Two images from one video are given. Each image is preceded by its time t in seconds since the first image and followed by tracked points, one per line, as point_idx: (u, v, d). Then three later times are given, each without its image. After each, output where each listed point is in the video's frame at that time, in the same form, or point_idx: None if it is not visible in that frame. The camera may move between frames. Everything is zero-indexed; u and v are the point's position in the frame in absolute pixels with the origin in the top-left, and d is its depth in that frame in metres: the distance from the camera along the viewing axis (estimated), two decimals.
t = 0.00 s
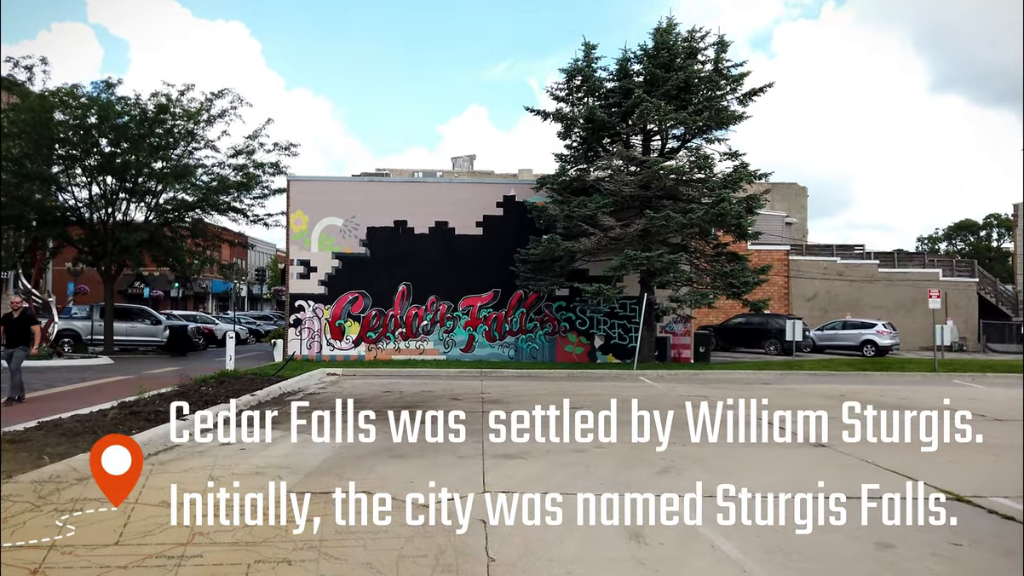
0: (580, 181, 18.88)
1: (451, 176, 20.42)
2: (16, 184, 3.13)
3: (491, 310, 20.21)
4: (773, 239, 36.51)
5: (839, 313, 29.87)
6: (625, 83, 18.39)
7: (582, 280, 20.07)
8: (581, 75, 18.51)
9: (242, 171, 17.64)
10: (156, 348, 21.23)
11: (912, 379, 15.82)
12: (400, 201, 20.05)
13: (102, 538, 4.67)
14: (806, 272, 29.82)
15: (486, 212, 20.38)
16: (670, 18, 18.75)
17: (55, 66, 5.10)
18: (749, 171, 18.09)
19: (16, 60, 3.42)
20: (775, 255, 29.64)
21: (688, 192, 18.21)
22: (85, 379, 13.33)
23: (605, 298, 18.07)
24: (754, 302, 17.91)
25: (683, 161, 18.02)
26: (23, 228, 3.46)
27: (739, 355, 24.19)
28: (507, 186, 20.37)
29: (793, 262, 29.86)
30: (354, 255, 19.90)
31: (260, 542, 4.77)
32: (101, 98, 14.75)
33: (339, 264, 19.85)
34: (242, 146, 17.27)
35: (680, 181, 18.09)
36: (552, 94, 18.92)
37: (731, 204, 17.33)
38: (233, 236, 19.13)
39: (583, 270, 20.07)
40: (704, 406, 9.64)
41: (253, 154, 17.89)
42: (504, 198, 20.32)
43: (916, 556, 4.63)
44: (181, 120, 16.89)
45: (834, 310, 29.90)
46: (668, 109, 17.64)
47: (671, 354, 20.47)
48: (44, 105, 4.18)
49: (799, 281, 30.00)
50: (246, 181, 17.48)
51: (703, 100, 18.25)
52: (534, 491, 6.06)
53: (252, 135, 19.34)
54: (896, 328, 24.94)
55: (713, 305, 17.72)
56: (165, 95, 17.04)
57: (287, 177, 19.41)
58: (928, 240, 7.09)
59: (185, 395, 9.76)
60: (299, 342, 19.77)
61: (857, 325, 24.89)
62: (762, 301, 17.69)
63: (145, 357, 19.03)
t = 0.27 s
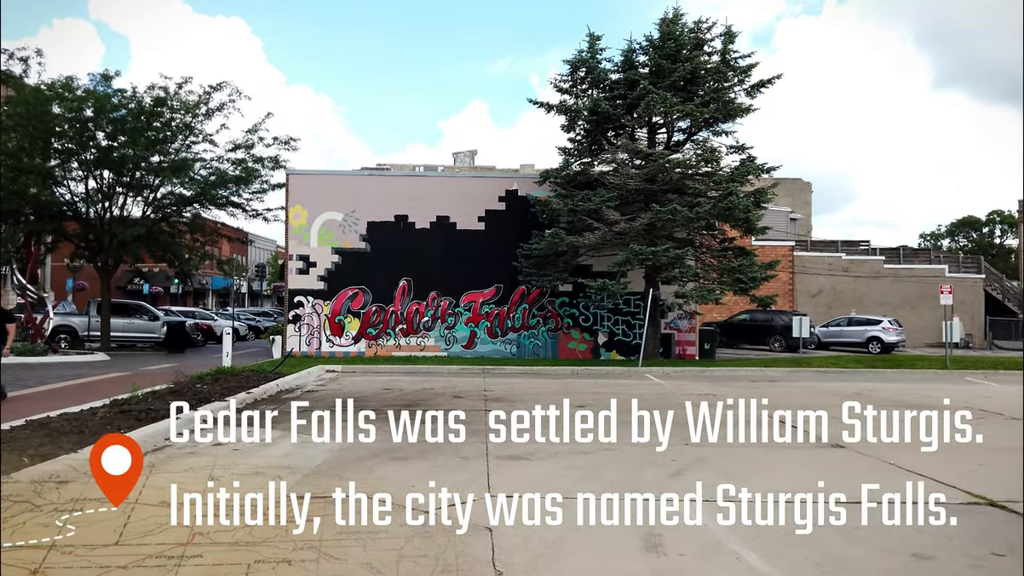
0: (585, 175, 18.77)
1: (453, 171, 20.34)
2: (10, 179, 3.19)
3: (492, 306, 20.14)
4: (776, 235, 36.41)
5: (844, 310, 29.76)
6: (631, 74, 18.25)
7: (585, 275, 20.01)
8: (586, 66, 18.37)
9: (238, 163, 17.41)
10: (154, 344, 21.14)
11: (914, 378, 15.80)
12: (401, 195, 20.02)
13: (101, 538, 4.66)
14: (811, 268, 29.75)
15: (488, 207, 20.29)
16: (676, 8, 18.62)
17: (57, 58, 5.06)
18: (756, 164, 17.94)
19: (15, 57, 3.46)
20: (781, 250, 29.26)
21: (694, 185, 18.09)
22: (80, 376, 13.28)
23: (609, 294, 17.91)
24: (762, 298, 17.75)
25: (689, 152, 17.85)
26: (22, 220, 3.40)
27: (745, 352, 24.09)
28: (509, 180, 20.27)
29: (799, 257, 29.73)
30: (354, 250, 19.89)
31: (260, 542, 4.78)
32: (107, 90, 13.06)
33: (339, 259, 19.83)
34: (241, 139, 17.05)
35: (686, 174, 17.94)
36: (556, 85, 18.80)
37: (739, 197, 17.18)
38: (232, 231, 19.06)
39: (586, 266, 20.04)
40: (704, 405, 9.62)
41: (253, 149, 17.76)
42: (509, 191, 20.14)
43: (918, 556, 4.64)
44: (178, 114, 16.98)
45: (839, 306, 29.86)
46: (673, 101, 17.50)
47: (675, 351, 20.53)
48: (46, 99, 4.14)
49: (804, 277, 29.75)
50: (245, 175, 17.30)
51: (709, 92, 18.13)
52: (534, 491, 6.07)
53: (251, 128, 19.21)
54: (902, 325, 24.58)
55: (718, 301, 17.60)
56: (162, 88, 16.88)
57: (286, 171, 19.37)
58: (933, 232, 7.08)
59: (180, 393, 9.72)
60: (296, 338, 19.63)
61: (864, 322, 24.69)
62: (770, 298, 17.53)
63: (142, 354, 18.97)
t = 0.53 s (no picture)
0: (590, 170, 18.70)
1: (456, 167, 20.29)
2: None
3: (496, 303, 20.13)
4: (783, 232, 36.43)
5: (851, 307, 29.73)
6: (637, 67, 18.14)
7: (590, 272, 19.90)
8: (591, 59, 18.29)
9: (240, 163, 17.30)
10: (153, 342, 21.18)
11: (916, 377, 15.76)
12: (403, 192, 19.98)
13: (101, 538, 4.67)
14: (818, 265, 30.14)
15: (491, 203, 20.24)
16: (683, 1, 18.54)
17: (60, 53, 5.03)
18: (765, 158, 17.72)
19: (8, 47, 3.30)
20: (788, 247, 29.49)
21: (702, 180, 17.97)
22: (78, 375, 13.28)
23: (616, 290, 17.77)
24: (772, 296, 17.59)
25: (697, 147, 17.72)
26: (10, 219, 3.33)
27: (751, 350, 24.03)
28: (511, 176, 20.21)
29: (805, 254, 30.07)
30: (355, 247, 19.83)
31: (260, 542, 4.78)
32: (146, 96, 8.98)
33: (340, 256, 19.77)
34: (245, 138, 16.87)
35: (694, 169, 17.80)
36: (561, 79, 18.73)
37: (748, 192, 17.03)
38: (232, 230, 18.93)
39: (592, 263, 19.98)
40: (704, 405, 9.60)
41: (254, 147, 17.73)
42: (510, 186, 20.16)
43: (917, 556, 4.64)
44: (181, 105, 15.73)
45: (845, 303, 29.82)
46: (680, 94, 17.33)
47: (681, 349, 20.44)
48: (47, 95, 4.10)
49: (812, 274, 30.10)
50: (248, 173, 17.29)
51: (716, 85, 18.02)
52: (535, 491, 6.07)
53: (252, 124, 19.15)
54: (909, 322, 24.42)
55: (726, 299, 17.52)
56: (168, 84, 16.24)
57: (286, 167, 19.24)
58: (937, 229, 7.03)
59: (175, 394, 9.69)
60: (297, 336, 19.57)
61: (871, 319, 24.72)
62: (778, 295, 17.40)
63: (141, 352, 18.94)
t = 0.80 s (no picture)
0: (597, 164, 17.93)
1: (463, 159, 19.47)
2: None
3: (502, 299, 19.28)
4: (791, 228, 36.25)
5: (860, 304, 29.53)
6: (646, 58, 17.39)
7: (597, 267, 19.35)
8: (599, 49, 17.52)
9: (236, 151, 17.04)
10: (154, 339, 21.09)
11: (920, 376, 15.70)
12: (407, 185, 19.10)
13: (101, 538, 4.67)
14: (827, 260, 29.69)
15: (496, 197, 19.37)
16: None
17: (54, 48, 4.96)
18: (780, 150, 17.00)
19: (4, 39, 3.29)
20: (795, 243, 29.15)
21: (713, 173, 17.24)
22: (76, 373, 13.26)
23: (626, 288, 17.02)
24: (787, 291, 16.98)
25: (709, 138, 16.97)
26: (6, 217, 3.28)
27: (760, 347, 23.90)
28: (520, 168, 19.39)
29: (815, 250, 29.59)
30: (359, 242, 18.99)
31: (260, 542, 4.77)
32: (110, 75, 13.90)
33: (344, 252, 18.92)
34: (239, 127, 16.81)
35: (706, 162, 17.07)
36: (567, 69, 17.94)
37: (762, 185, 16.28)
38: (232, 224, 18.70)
39: (598, 258, 19.27)
40: (704, 405, 9.58)
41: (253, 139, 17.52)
42: (516, 180, 19.29)
43: (916, 556, 4.65)
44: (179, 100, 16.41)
45: (855, 300, 29.53)
46: (691, 84, 16.63)
47: (691, 346, 19.80)
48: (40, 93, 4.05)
49: (821, 269, 29.68)
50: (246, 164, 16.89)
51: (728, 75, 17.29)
52: (535, 491, 6.07)
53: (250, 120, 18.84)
54: (921, 320, 24.19)
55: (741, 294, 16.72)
56: (159, 75, 16.47)
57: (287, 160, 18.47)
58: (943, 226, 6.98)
59: (173, 393, 9.67)
60: (299, 333, 18.75)
61: (881, 315, 24.39)
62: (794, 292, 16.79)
63: (141, 349, 18.89)
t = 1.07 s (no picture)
0: (602, 162, 17.81)
1: (464, 158, 19.50)
2: None
3: (504, 300, 19.22)
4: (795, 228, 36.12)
5: (866, 304, 29.40)
6: (652, 54, 17.26)
7: (601, 267, 19.15)
8: (604, 45, 17.38)
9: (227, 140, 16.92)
10: (153, 338, 20.96)
11: (922, 377, 15.64)
12: (407, 184, 19.11)
13: (101, 538, 4.67)
14: (833, 260, 29.77)
15: (498, 195, 19.34)
16: None
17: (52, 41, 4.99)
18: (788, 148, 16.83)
19: None
20: (800, 243, 29.87)
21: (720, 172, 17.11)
22: (71, 375, 13.23)
23: (632, 288, 16.85)
24: (795, 292, 16.85)
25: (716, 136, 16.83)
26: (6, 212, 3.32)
27: (766, 348, 23.80)
28: (521, 167, 19.40)
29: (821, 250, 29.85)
30: (359, 241, 18.98)
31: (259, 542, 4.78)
32: (105, 71, 13.18)
33: (344, 251, 18.91)
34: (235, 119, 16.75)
35: (713, 160, 16.92)
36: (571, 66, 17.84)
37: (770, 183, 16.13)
38: (233, 223, 18.71)
39: (603, 258, 19.18)
40: (704, 405, 9.56)
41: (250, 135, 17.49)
42: (520, 178, 19.29)
43: (916, 557, 4.65)
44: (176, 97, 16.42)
45: (860, 300, 29.39)
46: (697, 80, 16.51)
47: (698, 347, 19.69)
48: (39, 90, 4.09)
49: (827, 269, 29.77)
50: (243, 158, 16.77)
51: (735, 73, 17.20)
52: (535, 491, 6.07)
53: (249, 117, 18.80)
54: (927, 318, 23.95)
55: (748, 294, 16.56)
56: (157, 73, 16.51)
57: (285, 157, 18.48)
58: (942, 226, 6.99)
59: (173, 395, 9.67)
60: (299, 333, 18.74)
61: (887, 316, 24.24)
62: (801, 292, 16.69)
63: (137, 349, 18.84)
